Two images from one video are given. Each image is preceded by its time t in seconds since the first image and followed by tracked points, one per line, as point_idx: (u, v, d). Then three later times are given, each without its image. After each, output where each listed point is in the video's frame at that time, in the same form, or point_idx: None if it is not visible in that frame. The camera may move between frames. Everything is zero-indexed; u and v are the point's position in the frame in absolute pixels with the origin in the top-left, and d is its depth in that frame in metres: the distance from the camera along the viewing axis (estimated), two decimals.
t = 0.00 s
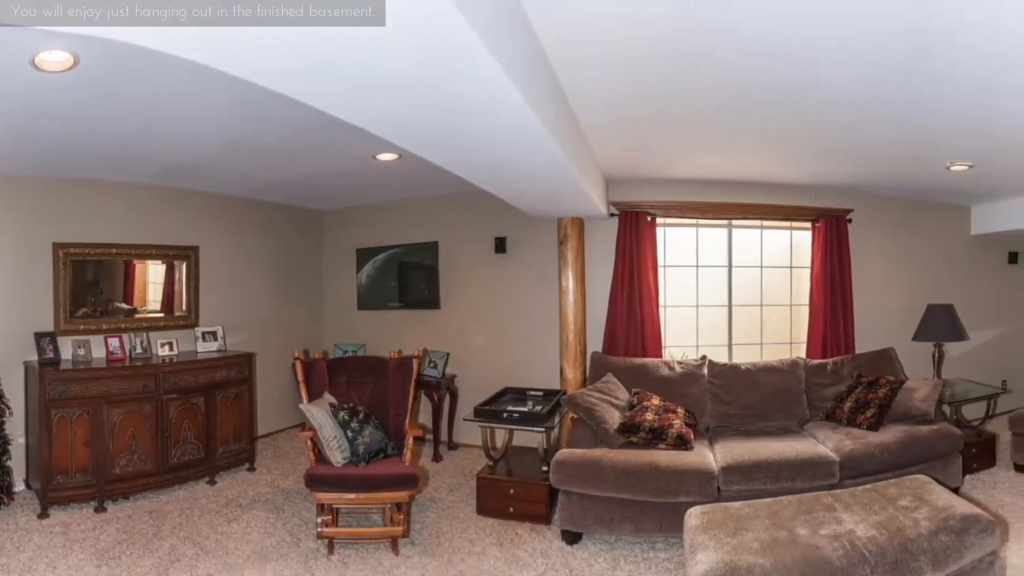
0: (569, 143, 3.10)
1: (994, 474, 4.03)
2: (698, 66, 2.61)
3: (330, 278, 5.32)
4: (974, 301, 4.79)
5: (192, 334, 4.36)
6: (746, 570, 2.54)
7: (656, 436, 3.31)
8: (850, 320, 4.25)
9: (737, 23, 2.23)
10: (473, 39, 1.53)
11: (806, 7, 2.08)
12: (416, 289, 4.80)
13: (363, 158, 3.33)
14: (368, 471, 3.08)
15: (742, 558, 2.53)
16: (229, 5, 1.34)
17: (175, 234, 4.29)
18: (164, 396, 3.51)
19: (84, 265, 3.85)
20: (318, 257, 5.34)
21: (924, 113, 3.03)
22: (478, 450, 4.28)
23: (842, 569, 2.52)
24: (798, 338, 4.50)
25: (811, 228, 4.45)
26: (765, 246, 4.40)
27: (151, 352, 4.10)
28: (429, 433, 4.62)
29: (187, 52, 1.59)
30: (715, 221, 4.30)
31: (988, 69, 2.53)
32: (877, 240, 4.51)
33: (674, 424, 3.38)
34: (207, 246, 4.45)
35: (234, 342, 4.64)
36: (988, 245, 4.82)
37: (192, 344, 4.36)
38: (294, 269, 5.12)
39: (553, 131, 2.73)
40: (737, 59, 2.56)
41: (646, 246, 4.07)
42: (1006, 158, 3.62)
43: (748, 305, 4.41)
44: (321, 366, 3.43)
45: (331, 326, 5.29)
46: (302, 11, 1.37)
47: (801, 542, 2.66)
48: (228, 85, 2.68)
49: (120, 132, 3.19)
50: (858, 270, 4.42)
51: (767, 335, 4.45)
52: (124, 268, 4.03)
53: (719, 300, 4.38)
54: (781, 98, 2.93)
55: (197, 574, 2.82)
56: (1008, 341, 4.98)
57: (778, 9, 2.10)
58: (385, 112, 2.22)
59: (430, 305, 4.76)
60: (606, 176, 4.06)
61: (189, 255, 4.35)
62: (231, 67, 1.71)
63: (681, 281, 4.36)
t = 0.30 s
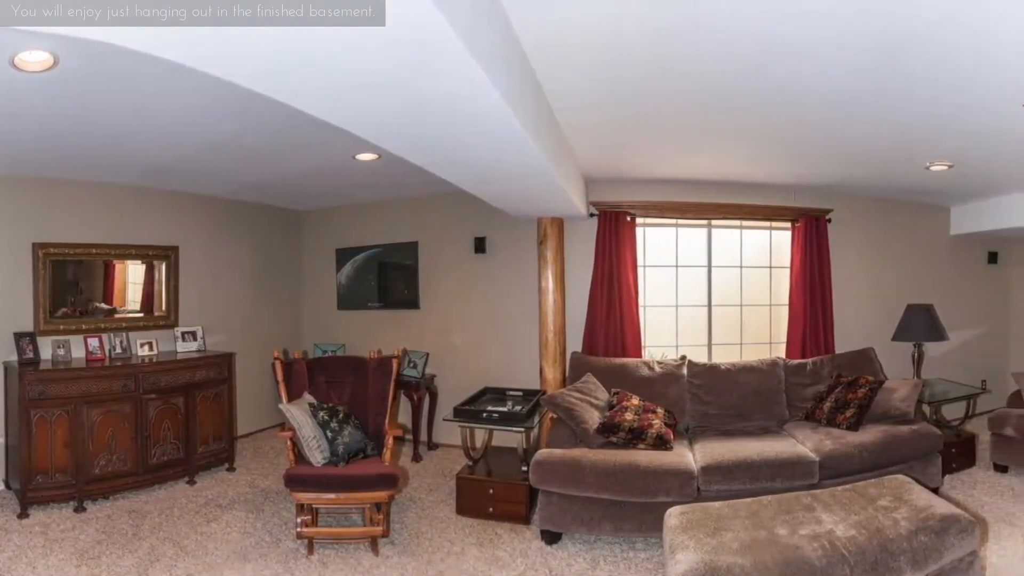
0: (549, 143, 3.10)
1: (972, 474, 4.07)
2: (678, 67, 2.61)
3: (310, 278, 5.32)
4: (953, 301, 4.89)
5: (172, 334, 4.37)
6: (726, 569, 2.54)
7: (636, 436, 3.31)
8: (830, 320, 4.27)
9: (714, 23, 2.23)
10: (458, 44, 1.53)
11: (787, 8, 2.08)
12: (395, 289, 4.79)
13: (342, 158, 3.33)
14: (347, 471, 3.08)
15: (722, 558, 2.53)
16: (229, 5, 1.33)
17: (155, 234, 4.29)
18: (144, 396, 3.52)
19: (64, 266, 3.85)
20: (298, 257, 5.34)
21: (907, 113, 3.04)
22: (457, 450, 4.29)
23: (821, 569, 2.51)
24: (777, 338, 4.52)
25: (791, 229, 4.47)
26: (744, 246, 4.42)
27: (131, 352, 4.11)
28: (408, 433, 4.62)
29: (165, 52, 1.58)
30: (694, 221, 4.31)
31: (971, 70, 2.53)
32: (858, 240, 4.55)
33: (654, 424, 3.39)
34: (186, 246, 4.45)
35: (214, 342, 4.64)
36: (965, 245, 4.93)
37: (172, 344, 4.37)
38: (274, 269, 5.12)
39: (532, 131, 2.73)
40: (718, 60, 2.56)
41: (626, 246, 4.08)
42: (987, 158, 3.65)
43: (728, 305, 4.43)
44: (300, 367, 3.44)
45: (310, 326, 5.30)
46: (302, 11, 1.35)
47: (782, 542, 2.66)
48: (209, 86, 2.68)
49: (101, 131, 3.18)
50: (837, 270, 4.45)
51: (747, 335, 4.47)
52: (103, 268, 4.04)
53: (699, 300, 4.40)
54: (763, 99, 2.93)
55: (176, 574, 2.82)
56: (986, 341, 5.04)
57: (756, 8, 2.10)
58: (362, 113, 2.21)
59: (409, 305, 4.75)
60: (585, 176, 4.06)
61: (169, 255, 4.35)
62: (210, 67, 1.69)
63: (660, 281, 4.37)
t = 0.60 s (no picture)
0: (527, 143, 3.10)
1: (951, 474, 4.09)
2: (658, 67, 2.61)
3: (290, 278, 5.32)
4: (934, 298, 4.94)
5: (152, 334, 4.37)
6: (705, 569, 2.53)
7: (616, 436, 3.31)
8: (810, 319, 4.30)
9: (691, 23, 2.23)
10: (434, 45, 1.54)
11: (765, 8, 2.08)
12: (375, 288, 4.78)
13: (320, 158, 3.34)
14: (326, 471, 3.08)
15: (701, 558, 2.52)
16: (231, 4, 1.33)
17: (134, 233, 4.29)
18: (123, 396, 3.52)
19: (44, 265, 3.86)
20: (278, 257, 5.33)
21: (889, 113, 3.04)
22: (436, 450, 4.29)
23: (800, 568, 2.51)
24: (757, 338, 4.54)
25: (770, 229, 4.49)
26: (723, 246, 4.43)
27: (110, 352, 4.10)
28: (388, 433, 4.61)
29: (141, 52, 1.57)
30: (673, 221, 4.32)
31: (951, 70, 2.54)
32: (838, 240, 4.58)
33: (633, 424, 3.39)
34: (166, 246, 4.45)
35: (194, 342, 4.65)
36: (945, 246, 4.97)
37: (152, 344, 4.37)
38: (254, 268, 5.12)
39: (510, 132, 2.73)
40: (697, 60, 2.56)
41: (605, 246, 4.08)
42: (962, 160, 3.71)
43: (707, 305, 4.45)
44: (280, 367, 3.43)
45: (288, 326, 5.29)
46: (301, 11, 1.36)
47: (761, 542, 2.66)
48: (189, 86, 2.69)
49: (83, 131, 3.18)
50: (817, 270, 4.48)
51: (726, 335, 4.49)
52: (82, 268, 4.04)
53: (678, 300, 4.41)
54: (745, 100, 2.94)
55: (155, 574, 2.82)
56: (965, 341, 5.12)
57: (736, 8, 2.09)
58: (338, 114, 2.21)
59: (388, 304, 4.74)
60: (564, 176, 4.07)
61: (149, 255, 4.35)
62: (188, 67, 1.69)
63: (639, 281, 4.38)
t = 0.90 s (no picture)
0: (508, 143, 3.09)
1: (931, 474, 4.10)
2: (643, 68, 2.61)
3: (269, 278, 5.32)
4: (911, 299, 5.01)
5: (132, 334, 4.37)
6: (686, 569, 2.53)
7: (595, 436, 3.31)
8: (790, 319, 4.33)
9: (677, 23, 2.22)
10: (417, 46, 1.53)
11: (752, 9, 2.08)
12: (355, 288, 4.77)
13: (300, 159, 3.34)
14: (306, 471, 3.09)
15: (681, 558, 2.52)
16: (231, 4, 1.30)
17: (114, 233, 4.29)
18: (102, 396, 3.53)
19: (23, 265, 3.86)
20: (258, 257, 5.33)
21: (877, 113, 3.04)
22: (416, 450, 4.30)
23: (780, 568, 2.51)
24: (736, 338, 4.57)
25: (750, 229, 4.51)
26: (702, 246, 4.45)
27: (90, 353, 4.10)
28: (367, 433, 4.61)
29: (120, 51, 1.55)
30: (653, 221, 4.33)
31: (938, 71, 2.55)
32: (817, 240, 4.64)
33: (613, 424, 3.39)
34: (146, 247, 4.46)
35: (174, 342, 4.66)
36: (924, 246, 5.06)
37: (132, 344, 4.38)
38: (234, 268, 5.13)
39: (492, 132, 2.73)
40: (682, 61, 2.55)
41: (584, 246, 4.08)
42: (937, 159, 3.75)
43: (687, 305, 4.47)
44: (259, 367, 3.43)
45: (267, 326, 5.30)
46: (303, 11, 1.34)
47: (741, 542, 2.66)
48: (171, 86, 2.68)
49: (66, 130, 3.17)
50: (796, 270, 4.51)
51: (706, 335, 4.51)
52: (62, 268, 4.04)
53: (657, 300, 4.42)
54: (730, 100, 2.94)
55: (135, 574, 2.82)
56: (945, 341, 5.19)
57: (726, 8, 2.09)
58: (316, 114, 2.20)
59: (367, 305, 4.74)
60: (544, 176, 4.06)
61: (129, 255, 4.35)
62: (168, 66, 1.67)
63: (619, 281, 4.38)
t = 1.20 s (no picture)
0: (487, 143, 3.09)
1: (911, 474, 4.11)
2: (623, 68, 2.61)
3: (247, 278, 5.32)
4: (891, 299, 5.04)
5: (111, 334, 4.36)
6: (665, 569, 2.52)
7: (575, 436, 3.31)
8: (769, 319, 4.36)
9: (657, 23, 2.23)
10: (394, 47, 1.56)
11: (732, 8, 2.08)
12: (334, 289, 4.77)
13: (279, 158, 3.33)
14: (285, 471, 3.09)
15: (660, 558, 2.51)
16: (231, 4, 1.33)
17: (92, 233, 4.29)
18: (82, 396, 3.54)
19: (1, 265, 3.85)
20: (236, 256, 5.33)
21: (860, 113, 3.04)
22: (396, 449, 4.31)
23: (759, 568, 2.50)
24: (716, 337, 4.59)
25: (729, 229, 4.53)
26: (682, 246, 4.47)
27: (69, 353, 4.10)
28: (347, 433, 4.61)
29: (102, 52, 1.55)
30: (632, 221, 4.34)
31: (918, 72, 2.56)
32: (797, 240, 4.67)
33: (593, 424, 3.39)
34: (127, 247, 4.47)
35: (153, 342, 4.66)
36: (904, 246, 5.10)
37: (111, 344, 4.38)
38: (214, 268, 5.13)
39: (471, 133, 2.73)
40: (662, 62, 2.55)
41: (564, 246, 4.09)
42: (915, 159, 3.77)
43: (666, 305, 4.48)
44: (239, 367, 3.43)
45: (247, 326, 5.30)
46: (302, 11, 1.37)
47: (720, 542, 2.66)
48: (150, 87, 2.68)
49: (49, 130, 3.16)
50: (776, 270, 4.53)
51: (685, 335, 4.54)
52: (42, 268, 4.04)
53: (637, 300, 4.43)
54: (712, 100, 2.94)
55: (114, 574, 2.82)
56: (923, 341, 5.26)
57: (716, 10, 2.09)
58: (293, 114, 2.18)
59: (346, 305, 4.74)
60: (524, 176, 4.06)
61: (108, 254, 4.36)
62: (147, 67, 1.68)
63: (599, 281, 4.39)
